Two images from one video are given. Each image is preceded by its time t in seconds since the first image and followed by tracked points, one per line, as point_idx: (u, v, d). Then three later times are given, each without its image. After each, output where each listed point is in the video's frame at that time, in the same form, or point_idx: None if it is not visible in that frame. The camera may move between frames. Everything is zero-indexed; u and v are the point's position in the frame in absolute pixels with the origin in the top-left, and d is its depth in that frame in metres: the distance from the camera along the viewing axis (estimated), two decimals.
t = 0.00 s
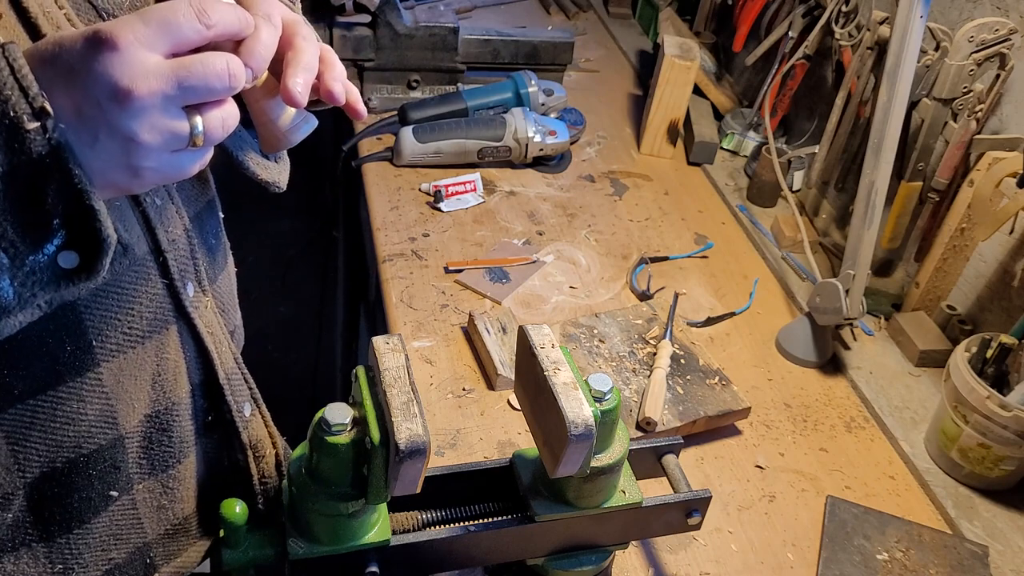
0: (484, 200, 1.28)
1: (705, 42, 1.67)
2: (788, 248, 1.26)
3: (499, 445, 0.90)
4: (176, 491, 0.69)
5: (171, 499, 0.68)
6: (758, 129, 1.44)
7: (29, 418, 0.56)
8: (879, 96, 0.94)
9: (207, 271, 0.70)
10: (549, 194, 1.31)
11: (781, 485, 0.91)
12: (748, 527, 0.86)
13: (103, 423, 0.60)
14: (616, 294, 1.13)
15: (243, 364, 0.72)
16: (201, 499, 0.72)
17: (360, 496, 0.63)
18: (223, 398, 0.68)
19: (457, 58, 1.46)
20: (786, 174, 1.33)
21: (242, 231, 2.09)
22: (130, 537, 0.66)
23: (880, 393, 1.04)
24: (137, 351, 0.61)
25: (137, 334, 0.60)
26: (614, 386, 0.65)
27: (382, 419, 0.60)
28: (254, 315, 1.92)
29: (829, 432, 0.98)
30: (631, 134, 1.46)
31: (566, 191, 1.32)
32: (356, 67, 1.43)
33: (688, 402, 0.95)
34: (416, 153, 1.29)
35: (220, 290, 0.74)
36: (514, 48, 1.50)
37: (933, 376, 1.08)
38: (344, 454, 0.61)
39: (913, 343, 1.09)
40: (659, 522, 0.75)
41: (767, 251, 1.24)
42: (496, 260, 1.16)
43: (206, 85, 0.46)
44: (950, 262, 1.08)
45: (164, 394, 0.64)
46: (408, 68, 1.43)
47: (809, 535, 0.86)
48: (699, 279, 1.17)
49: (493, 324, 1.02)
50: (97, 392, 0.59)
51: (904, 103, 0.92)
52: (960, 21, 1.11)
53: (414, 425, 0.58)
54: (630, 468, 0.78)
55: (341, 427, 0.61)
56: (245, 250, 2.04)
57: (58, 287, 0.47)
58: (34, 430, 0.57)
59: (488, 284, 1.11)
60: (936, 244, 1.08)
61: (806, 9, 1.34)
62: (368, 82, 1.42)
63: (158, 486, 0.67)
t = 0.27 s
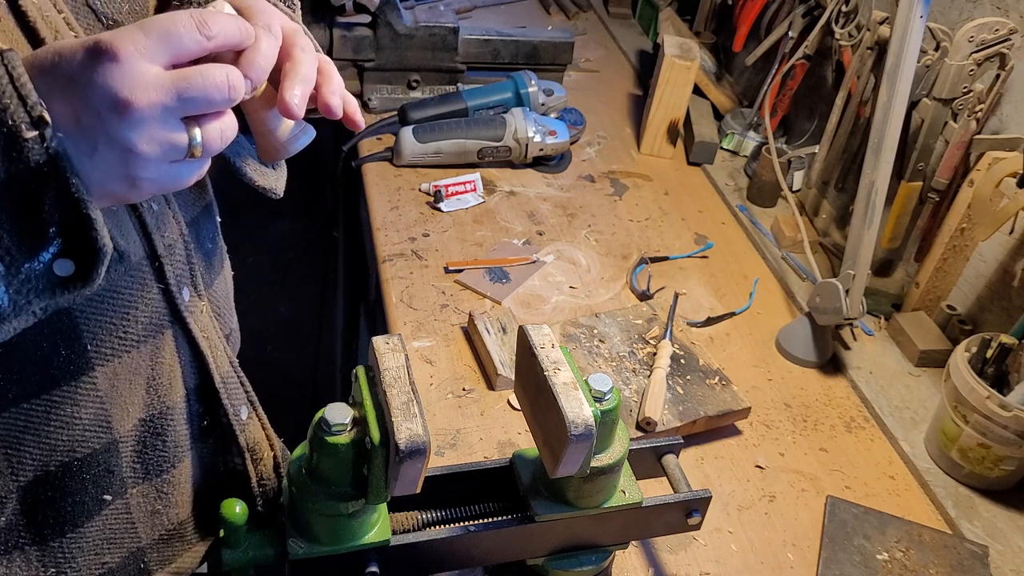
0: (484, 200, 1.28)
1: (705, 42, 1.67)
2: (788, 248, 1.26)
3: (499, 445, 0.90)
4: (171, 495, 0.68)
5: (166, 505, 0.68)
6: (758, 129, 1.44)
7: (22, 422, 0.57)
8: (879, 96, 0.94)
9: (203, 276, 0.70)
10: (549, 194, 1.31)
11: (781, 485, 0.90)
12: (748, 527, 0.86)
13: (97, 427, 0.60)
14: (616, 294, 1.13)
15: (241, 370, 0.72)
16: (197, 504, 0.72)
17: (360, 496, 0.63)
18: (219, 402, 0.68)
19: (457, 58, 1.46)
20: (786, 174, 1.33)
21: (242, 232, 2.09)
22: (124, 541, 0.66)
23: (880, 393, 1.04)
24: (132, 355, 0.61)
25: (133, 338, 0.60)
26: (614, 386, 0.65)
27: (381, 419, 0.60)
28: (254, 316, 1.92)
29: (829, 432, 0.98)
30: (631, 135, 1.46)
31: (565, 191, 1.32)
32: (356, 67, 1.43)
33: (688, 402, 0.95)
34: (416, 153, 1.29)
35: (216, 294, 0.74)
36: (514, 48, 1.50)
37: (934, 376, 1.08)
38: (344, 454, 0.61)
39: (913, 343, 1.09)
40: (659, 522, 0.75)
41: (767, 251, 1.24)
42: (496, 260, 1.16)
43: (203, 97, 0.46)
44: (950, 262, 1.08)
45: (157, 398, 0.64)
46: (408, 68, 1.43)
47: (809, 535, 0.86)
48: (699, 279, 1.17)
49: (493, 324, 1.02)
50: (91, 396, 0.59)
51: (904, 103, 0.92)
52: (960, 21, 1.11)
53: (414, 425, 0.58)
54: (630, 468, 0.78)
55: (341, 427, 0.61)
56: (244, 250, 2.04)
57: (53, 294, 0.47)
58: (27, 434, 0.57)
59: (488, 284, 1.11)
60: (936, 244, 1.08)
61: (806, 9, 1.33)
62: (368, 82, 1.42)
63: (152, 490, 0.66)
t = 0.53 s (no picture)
0: (484, 200, 1.28)
1: (705, 42, 1.67)
2: (788, 248, 1.26)
3: (499, 445, 0.90)
4: (120, 528, 0.69)
5: (114, 537, 0.69)
6: (758, 129, 1.44)
7: None
8: (879, 96, 0.94)
9: (180, 316, 0.71)
10: (549, 194, 1.31)
11: (781, 485, 0.91)
12: (748, 527, 0.86)
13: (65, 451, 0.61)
14: (616, 294, 1.13)
15: (209, 398, 0.75)
16: (148, 536, 0.73)
17: (360, 496, 0.63)
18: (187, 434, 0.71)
19: (457, 58, 1.46)
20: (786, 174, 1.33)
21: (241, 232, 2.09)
22: (66, 567, 0.66)
23: (880, 393, 1.04)
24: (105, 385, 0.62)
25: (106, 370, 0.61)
26: (614, 386, 0.65)
27: (382, 419, 0.60)
28: (254, 316, 1.92)
29: (829, 432, 0.98)
30: (631, 135, 1.46)
31: (566, 191, 1.32)
32: (356, 67, 1.43)
33: (688, 402, 0.95)
34: (416, 153, 1.29)
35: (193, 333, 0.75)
36: (514, 48, 1.50)
37: (934, 376, 1.08)
38: (344, 454, 0.61)
39: (913, 344, 1.09)
40: (659, 522, 0.75)
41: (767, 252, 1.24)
42: (496, 260, 1.16)
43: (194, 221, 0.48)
44: (949, 262, 1.08)
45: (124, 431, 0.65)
46: (408, 68, 1.43)
47: (809, 535, 0.86)
48: (699, 279, 1.17)
49: (493, 324, 1.02)
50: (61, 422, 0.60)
51: (904, 103, 0.92)
52: (960, 21, 1.11)
53: (414, 425, 0.57)
54: (630, 468, 0.78)
55: (341, 427, 0.61)
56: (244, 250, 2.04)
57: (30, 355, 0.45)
58: None
59: (488, 284, 1.11)
60: (936, 244, 1.08)
61: (806, 8, 1.33)
62: (368, 82, 1.42)
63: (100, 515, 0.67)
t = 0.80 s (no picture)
0: (484, 200, 1.28)
1: (705, 42, 1.67)
2: (788, 248, 1.26)
3: (499, 445, 0.90)
4: None
5: None
6: (758, 129, 1.44)
7: None
8: (879, 96, 0.94)
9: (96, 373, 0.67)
10: (549, 194, 1.31)
11: (781, 485, 0.91)
12: (748, 527, 0.86)
13: None
14: (616, 294, 1.13)
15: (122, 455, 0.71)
16: None
17: (360, 496, 0.63)
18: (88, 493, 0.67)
19: (457, 58, 1.46)
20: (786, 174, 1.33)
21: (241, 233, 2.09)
22: None
23: (880, 393, 1.04)
24: None
25: None
26: (615, 386, 0.65)
27: (381, 419, 0.60)
28: (254, 316, 1.91)
29: (829, 432, 0.98)
30: (631, 135, 1.46)
31: (566, 191, 1.32)
32: (356, 67, 1.43)
33: (688, 402, 0.95)
34: (416, 153, 1.29)
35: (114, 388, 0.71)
36: (514, 48, 1.50)
37: (934, 376, 1.08)
38: (344, 454, 0.61)
39: (913, 344, 1.09)
40: (659, 522, 0.75)
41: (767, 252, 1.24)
42: (496, 260, 1.16)
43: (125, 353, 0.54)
44: (949, 262, 1.08)
45: None
46: (408, 68, 1.43)
47: (809, 535, 0.86)
48: (699, 279, 1.17)
49: (493, 324, 1.02)
50: None
51: (904, 103, 0.92)
52: (960, 21, 1.11)
53: (414, 425, 0.57)
54: (630, 468, 0.78)
55: (341, 427, 0.61)
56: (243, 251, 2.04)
57: None
58: None
59: (488, 284, 1.11)
60: (936, 244, 1.07)
61: (806, 8, 1.33)
62: (368, 82, 1.42)
63: (9, 550, 0.69)
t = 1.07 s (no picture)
0: (484, 200, 1.28)
1: (705, 42, 1.67)
2: (788, 248, 1.26)
3: (499, 445, 0.90)
4: None
5: None
6: (758, 129, 1.44)
7: None
8: (879, 96, 0.94)
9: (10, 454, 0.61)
10: (549, 194, 1.31)
11: (781, 485, 0.91)
12: (748, 527, 0.86)
13: None
14: (616, 294, 1.13)
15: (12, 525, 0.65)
16: None
17: (359, 497, 0.63)
18: None
19: (457, 58, 1.46)
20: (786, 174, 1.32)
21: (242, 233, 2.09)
22: None
23: (880, 393, 1.04)
24: None
25: None
26: (614, 386, 0.65)
27: (381, 419, 0.60)
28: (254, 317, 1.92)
29: (829, 432, 0.98)
30: (631, 135, 1.46)
31: (566, 191, 1.32)
32: (356, 67, 1.43)
33: (688, 402, 0.95)
34: (416, 153, 1.29)
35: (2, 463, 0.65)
36: (514, 48, 1.50)
37: (934, 376, 1.08)
38: (344, 454, 0.61)
39: (913, 344, 1.09)
40: (659, 522, 0.75)
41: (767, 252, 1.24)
42: (496, 260, 1.16)
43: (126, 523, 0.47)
44: (949, 262, 1.08)
45: None
46: (408, 68, 1.43)
47: (809, 535, 0.86)
48: (699, 279, 1.17)
49: (493, 324, 1.02)
50: None
51: (904, 103, 0.92)
52: (960, 21, 1.11)
53: (414, 425, 0.58)
54: (630, 468, 0.78)
55: (341, 427, 0.61)
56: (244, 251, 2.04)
57: None
58: None
59: (488, 284, 1.11)
60: (936, 244, 1.07)
61: (806, 8, 1.33)
62: (368, 82, 1.42)
63: None
